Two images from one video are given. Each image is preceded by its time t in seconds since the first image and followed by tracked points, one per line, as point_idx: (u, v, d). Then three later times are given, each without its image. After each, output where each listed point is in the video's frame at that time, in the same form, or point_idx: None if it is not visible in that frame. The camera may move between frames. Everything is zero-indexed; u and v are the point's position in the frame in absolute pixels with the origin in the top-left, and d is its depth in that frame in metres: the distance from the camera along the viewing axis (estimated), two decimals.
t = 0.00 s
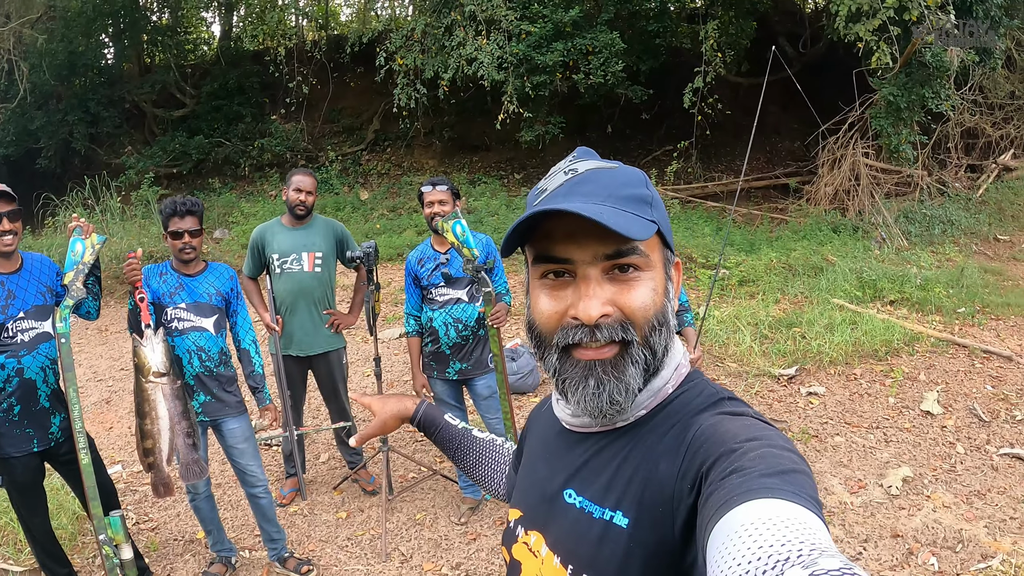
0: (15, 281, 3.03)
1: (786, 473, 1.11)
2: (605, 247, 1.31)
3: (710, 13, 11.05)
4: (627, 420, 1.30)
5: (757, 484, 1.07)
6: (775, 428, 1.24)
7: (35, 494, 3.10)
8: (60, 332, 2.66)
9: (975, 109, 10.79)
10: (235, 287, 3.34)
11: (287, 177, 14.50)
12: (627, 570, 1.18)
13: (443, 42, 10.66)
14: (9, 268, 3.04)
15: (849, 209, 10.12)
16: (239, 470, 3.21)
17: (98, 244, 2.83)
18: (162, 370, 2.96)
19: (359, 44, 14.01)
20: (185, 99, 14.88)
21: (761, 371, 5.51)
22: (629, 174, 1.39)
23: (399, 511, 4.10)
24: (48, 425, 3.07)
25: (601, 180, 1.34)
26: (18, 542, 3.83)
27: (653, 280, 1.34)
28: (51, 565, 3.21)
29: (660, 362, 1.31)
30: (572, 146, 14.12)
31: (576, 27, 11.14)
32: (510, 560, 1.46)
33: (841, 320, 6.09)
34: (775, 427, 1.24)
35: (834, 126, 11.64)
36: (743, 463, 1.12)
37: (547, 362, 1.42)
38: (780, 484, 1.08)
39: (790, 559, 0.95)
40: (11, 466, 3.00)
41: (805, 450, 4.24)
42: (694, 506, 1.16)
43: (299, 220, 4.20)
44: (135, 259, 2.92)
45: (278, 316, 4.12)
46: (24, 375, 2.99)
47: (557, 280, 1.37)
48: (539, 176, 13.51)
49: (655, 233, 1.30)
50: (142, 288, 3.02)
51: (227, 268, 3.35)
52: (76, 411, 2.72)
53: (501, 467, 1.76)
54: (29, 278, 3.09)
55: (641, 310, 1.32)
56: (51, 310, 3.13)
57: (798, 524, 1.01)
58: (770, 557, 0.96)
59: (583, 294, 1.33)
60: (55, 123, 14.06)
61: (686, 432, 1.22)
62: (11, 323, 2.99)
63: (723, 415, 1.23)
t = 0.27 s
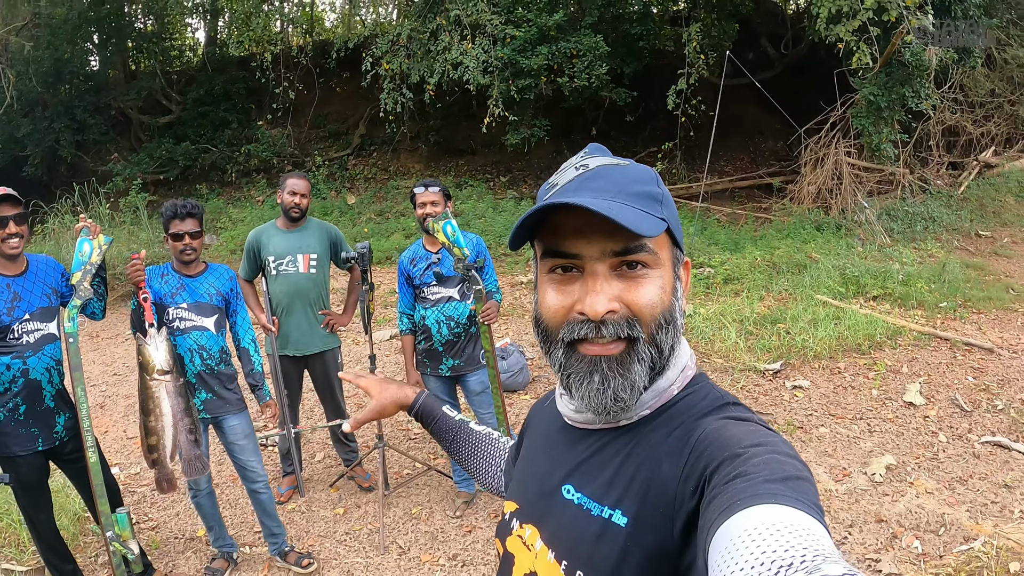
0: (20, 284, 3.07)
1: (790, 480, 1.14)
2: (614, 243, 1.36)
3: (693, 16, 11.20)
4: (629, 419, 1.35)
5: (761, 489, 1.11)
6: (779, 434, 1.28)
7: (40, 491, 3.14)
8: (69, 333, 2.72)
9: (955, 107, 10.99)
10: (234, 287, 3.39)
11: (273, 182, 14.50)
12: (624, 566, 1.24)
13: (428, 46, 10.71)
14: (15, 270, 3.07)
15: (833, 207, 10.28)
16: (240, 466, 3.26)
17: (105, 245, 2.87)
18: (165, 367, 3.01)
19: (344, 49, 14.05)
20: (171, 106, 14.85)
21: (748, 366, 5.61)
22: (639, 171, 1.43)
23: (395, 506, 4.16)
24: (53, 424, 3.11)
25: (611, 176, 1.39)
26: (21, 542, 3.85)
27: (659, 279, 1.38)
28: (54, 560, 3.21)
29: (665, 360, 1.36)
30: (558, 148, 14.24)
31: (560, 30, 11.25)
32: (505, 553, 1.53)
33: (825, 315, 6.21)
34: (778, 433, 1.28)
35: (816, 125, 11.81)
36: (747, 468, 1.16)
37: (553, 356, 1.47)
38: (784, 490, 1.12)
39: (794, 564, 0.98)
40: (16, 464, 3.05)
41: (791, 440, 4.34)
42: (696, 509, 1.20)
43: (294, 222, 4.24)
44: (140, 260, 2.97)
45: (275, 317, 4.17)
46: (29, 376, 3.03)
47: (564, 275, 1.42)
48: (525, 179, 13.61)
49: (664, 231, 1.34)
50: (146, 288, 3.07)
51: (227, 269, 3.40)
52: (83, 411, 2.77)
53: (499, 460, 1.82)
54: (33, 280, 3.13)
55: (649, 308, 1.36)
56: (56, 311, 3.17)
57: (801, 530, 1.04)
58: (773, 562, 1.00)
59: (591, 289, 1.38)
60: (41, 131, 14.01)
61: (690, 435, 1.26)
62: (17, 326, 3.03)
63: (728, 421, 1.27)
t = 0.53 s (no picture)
0: (26, 288, 3.11)
1: (785, 479, 1.16)
2: (587, 233, 1.39)
3: (677, 24, 11.37)
4: (625, 412, 1.37)
5: (756, 487, 1.13)
6: (775, 434, 1.30)
7: (46, 494, 3.17)
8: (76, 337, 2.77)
9: (936, 110, 11.20)
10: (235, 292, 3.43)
11: (262, 194, 14.53)
12: (615, 556, 1.25)
13: (416, 57, 10.77)
14: (21, 275, 3.11)
15: (818, 211, 10.44)
16: (241, 467, 3.29)
17: (111, 250, 2.92)
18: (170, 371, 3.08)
19: (332, 61, 14.13)
20: (160, 119, 14.86)
21: (736, 366, 5.69)
22: (617, 161, 1.46)
23: (393, 507, 4.19)
24: (59, 427, 3.14)
25: (583, 169, 1.44)
26: (23, 548, 3.87)
27: (643, 266, 1.39)
28: (59, 563, 3.25)
29: (651, 347, 1.37)
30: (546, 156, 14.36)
31: (546, 40, 11.38)
32: (501, 540, 1.57)
33: (811, 316, 6.31)
34: (774, 433, 1.30)
35: (800, 131, 11.99)
36: (743, 465, 1.18)
37: (547, 352, 1.50)
38: (779, 489, 1.13)
39: (788, 563, 1.00)
40: (23, 466, 3.08)
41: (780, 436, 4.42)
42: (689, 504, 1.21)
43: (290, 230, 4.29)
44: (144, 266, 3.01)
45: (272, 323, 4.21)
46: (35, 379, 3.07)
47: (548, 270, 1.47)
48: (513, 188, 13.72)
49: (638, 216, 1.36)
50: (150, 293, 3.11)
51: (228, 275, 3.45)
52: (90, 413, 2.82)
53: (496, 428, 1.89)
54: (39, 285, 3.17)
55: (631, 294, 1.38)
56: (61, 316, 3.20)
57: (796, 529, 1.06)
58: (767, 561, 1.01)
59: (572, 281, 1.41)
60: (30, 144, 13.99)
61: (686, 430, 1.28)
62: (24, 329, 3.06)
63: (724, 418, 1.29)
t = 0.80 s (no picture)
0: (28, 289, 3.12)
1: (797, 468, 1.17)
2: (584, 225, 1.44)
3: (663, 37, 11.55)
4: (636, 404, 1.41)
5: (768, 477, 1.14)
6: (789, 422, 1.31)
7: (46, 496, 3.15)
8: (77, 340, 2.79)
9: (918, 122, 11.43)
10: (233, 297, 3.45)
11: (248, 204, 14.50)
12: (631, 547, 1.28)
13: (404, 69, 10.66)
14: (23, 276, 3.12)
15: (801, 222, 10.60)
16: (238, 470, 3.30)
17: (113, 253, 2.95)
18: (171, 373, 3.07)
19: (319, 71, 14.16)
20: (146, 128, 14.79)
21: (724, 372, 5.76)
22: (616, 154, 1.50)
23: (386, 512, 4.20)
24: (59, 428, 3.14)
25: (580, 163, 1.50)
26: (17, 552, 3.84)
27: (642, 257, 1.44)
28: (57, 565, 3.23)
29: (652, 335, 1.42)
30: (533, 167, 14.48)
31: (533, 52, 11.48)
32: (523, 533, 1.62)
33: (796, 324, 6.41)
34: (787, 422, 1.30)
35: (784, 142, 12.17)
36: (754, 456, 1.19)
37: (551, 341, 1.56)
38: (790, 478, 1.14)
39: (800, 553, 1.00)
40: (23, 468, 3.06)
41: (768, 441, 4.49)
42: (702, 497, 1.23)
43: (285, 236, 4.32)
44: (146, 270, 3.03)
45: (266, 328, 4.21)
46: (37, 379, 3.07)
47: (551, 262, 1.54)
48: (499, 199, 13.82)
49: (634, 207, 1.41)
50: (151, 297, 3.13)
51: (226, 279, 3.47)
52: (89, 416, 2.82)
53: (523, 415, 1.95)
54: (41, 286, 3.18)
55: (629, 285, 1.42)
56: (62, 317, 3.21)
57: (809, 519, 1.06)
58: (781, 551, 1.02)
59: (570, 273, 1.47)
60: (15, 152, 13.88)
61: (698, 421, 1.30)
62: (26, 330, 3.07)
63: (735, 409, 1.31)
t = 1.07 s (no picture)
0: (14, 290, 3.05)
1: (805, 470, 1.16)
2: (561, 235, 1.40)
3: (649, 43, 11.63)
4: (643, 405, 1.39)
5: (775, 479, 1.13)
6: (799, 423, 1.29)
7: (30, 502, 3.08)
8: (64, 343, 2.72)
9: (899, 130, 11.61)
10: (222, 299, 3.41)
11: (230, 207, 14.36)
12: (639, 547, 1.28)
13: (388, 73, 10.73)
14: (9, 277, 3.05)
15: (784, 228, 10.70)
16: (226, 475, 3.25)
17: (99, 253, 2.91)
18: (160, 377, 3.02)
19: (304, 74, 14.08)
20: (128, 129, 14.62)
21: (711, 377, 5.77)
22: (600, 156, 1.44)
23: (375, 517, 4.16)
24: (44, 433, 3.07)
25: (562, 170, 1.46)
26: None
27: (624, 263, 1.38)
28: (41, 571, 3.18)
29: (635, 344, 1.38)
30: (519, 172, 14.50)
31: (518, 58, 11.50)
32: (532, 532, 1.62)
33: (781, 329, 6.46)
34: (798, 423, 1.29)
35: (767, 149, 12.30)
36: (762, 457, 1.18)
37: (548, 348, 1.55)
38: (798, 480, 1.13)
39: (808, 555, 1.00)
40: (8, 473, 2.99)
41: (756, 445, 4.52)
42: (708, 498, 1.23)
43: (272, 239, 4.26)
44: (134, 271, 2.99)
45: (253, 331, 4.16)
46: (22, 383, 3.00)
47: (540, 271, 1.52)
48: (483, 204, 13.83)
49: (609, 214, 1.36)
50: (139, 299, 3.08)
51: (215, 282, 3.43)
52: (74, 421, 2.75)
53: (530, 422, 1.93)
54: (27, 288, 3.11)
55: (610, 294, 1.38)
56: (48, 319, 3.15)
57: (817, 520, 1.06)
58: (787, 553, 1.01)
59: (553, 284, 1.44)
60: None
61: (705, 422, 1.29)
62: (11, 331, 3.01)
63: (744, 409, 1.29)
